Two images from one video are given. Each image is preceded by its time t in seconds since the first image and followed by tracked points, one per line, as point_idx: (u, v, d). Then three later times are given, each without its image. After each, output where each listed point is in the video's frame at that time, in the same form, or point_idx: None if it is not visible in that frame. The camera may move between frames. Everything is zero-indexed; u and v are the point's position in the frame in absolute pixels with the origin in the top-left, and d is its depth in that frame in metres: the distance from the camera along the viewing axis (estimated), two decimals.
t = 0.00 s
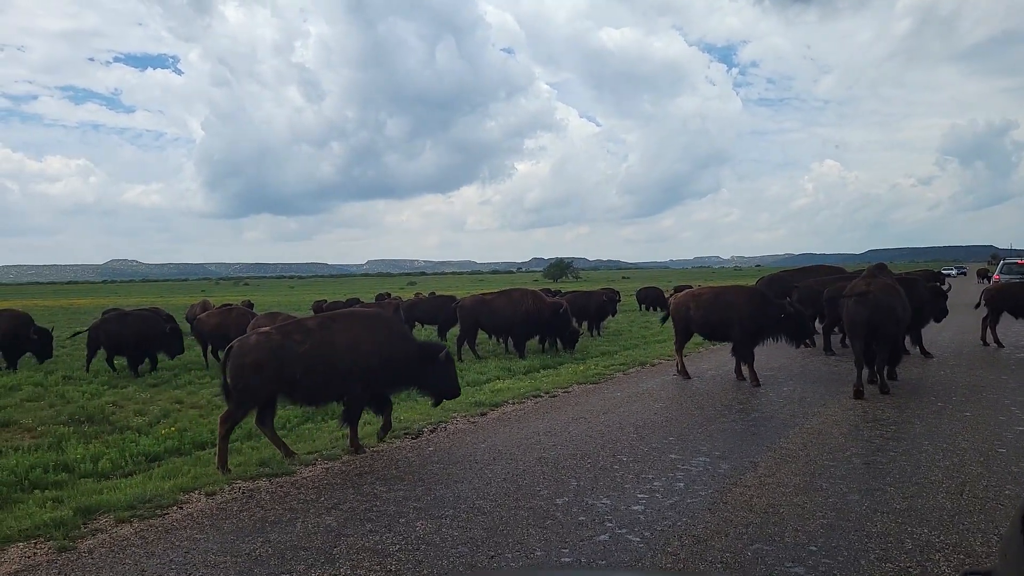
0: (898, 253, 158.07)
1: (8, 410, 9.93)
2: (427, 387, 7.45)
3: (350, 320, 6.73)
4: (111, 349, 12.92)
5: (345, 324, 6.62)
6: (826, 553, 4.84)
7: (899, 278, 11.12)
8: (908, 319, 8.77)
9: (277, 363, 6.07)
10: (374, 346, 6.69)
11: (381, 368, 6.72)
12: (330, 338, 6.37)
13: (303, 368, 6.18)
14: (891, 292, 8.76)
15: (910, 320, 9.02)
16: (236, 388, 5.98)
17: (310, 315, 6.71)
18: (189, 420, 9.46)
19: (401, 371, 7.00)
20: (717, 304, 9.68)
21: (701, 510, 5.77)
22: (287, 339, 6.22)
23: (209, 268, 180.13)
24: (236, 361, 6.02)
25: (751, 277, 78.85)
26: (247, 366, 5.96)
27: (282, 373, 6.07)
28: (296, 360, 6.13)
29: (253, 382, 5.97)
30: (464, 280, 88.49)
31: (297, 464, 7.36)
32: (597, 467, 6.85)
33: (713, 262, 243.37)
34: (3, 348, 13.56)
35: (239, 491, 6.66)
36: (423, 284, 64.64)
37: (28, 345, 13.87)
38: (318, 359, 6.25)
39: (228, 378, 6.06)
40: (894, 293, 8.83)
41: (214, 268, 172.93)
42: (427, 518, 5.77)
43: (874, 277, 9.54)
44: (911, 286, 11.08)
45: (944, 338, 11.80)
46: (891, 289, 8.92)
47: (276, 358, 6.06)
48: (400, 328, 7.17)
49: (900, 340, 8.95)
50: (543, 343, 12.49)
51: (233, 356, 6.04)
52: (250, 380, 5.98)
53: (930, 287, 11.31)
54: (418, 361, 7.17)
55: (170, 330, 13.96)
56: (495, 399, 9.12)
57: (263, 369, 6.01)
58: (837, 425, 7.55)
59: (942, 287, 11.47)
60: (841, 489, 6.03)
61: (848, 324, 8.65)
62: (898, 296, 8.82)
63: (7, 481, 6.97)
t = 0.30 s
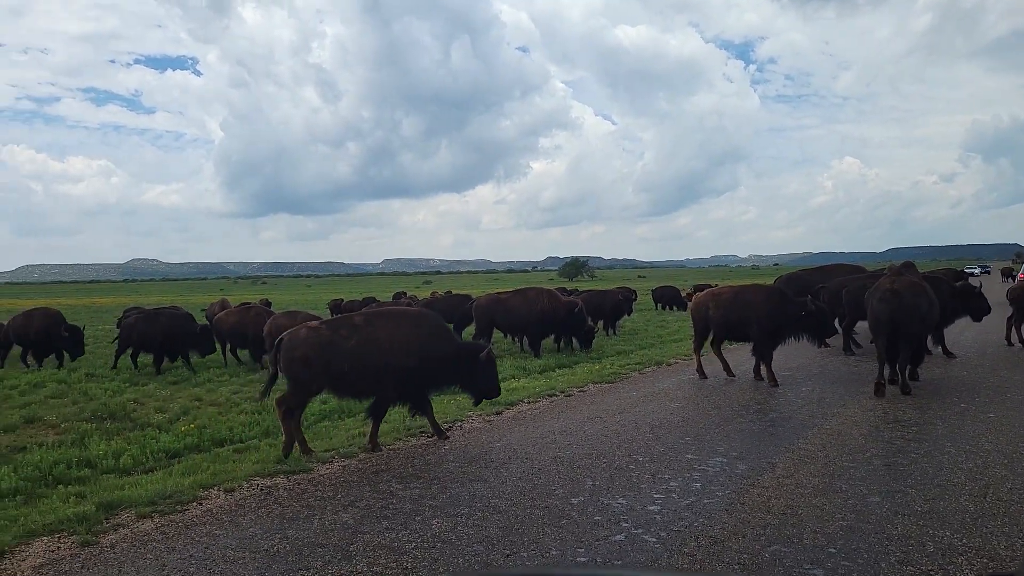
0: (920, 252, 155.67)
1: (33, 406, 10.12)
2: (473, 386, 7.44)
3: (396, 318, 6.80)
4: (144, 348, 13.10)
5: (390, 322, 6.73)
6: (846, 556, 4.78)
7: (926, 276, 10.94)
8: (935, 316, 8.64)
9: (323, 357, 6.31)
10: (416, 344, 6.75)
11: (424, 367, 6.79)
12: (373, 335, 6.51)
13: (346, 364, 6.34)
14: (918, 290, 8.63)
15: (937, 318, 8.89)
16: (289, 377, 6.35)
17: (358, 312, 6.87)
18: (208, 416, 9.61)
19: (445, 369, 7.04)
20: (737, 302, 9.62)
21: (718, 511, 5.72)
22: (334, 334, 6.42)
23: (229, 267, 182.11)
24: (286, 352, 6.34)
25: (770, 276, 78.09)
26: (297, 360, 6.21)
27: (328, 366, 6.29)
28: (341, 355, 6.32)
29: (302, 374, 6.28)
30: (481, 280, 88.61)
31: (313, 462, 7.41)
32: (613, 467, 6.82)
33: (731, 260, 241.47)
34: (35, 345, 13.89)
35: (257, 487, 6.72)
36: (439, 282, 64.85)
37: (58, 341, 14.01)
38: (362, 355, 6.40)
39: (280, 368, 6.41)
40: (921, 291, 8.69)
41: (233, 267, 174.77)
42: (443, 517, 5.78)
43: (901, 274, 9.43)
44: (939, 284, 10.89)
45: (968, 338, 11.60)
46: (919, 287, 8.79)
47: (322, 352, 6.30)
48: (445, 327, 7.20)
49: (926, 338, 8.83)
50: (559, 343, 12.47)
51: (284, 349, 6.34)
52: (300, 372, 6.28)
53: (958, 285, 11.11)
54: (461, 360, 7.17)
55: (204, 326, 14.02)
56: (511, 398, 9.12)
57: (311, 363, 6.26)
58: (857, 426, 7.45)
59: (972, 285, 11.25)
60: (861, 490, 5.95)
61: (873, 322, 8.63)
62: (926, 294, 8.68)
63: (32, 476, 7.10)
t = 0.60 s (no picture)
0: (933, 250, 154.39)
1: (49, 406, 10.23)
2: (510, 379, 7.47)
3: (434, 312, 6.89)
4: (170, 344, 13.02)
5: (428, 316, 6.81)
6: (861, 556, 4.76)
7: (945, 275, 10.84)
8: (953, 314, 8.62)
9: (366, 352, 6.39)
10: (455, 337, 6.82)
11: (463, 359, 6.86)
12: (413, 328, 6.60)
13: (390, 358, 6.42)
14: (937, 289, 8.58)
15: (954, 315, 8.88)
16: (335, 373, 6.48)
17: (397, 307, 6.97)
18: (222, 414, 9.69)
19: (483, 361, 7.09)
20: (754, 301, 9.59)
21: (733, 511, 5.72)
22: (376, 329, 6.52)
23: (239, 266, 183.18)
24: (330, 348, 6.44)
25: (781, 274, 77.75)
26: (343, 355, 6.35)
27: (373, 361, 6.38)
28: (385, 348, 6.41)
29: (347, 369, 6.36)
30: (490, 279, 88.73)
31: (327, 461, 7.45)
32: (627, 467, 6.82)
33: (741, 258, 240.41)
34: (62, 344, 13.98)
35: (272, 486, 6.77)
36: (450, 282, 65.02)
37: (87, 341, 14.10)
38: (404, 348, 6.49)
39: (324, 365, 6.53)
40: (939, 289, 8.64)
41: (243, 266, 175.66)
42: (458, 516, 5.80)
43: (917, 272, 9.42)
44: (958, 283, 10.79)
45: (985, 337, 11.50)
46: (937, 285, 8.73)
47: (366, 346, 6.39)
48: (481, 321, 7.25)
49: (943, 336, 8.85)
50: (572, 342, 12.47)
51: (329, 346, 6.44)
52: (346, 367, 6.38)
53: (978, 284, 10.99)
54: (499, 352, 7.21)
55: (226, 325, 13.98)
56: (524, 397, 9.14)
57: (357, 357, 6.37)
58: (870, 426, 7.42)
59: (992, 283, 11.12)
60: (876, 491, 5.93)
61: (891, 322, 8.67)
62: (944, 292, 8.65)
63: (49, 475, 7.18)
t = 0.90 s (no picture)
0: (971, 250, 150.50)
1: (89, 401, 10.52)
2: (568, 377, 7.51)
3: (494, 310, 6.97)
4: (218, 343, 13.32)
5: (488, 313, 6.90)
6: (898, 561, 4.67)
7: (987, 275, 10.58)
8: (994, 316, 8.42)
9: (428, 348, 6.48)
10: (514, 335, 6.88)
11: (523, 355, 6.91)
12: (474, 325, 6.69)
13: (451, 354, 6.53)
14: (979, 290, 8.37)
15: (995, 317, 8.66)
16: (396, 368, 6.61)
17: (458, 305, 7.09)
18: (257, 411, 9.88)
19: (542, 359, 7.13)
20: (795, 302, 9.49)
21: (766, 513, 5.65)
22: (438, 325, 6.63)
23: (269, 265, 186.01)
24: (393, 344, 6.56)
25: (813, 274, 76.46)
26: (404, 350, 6.47)
27: (435, 357, 6.49)
28: (446, 344, 6.52)
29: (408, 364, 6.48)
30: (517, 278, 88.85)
31: (360, 458, 7.53)
32: (659, 467, 6.77)
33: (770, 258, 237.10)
34: (117, 343, 14.17)
35: (306, 482, 6.87)
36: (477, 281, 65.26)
37: (137, 337, 14.48)
38: (465, 345, 6.59)
39: (387, 360, 6.67)
40: (981, 290, 8.43)
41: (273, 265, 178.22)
42: (489, 514, 5.82)
43: (957, 272, 9.22)
44: (1001, 282, 10.52)
45: None
46: (978, 286, 8.52)
47: (428, 342, 6.49)
48: (541, 318, 7.30)
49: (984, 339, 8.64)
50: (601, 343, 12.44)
51: (392, 342, 6.57)
52: (407, 362, 6.49)
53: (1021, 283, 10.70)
54: (558, 350, 7.25)
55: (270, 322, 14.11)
56: (556, 397, 9.15)
57: (418, 352, 6.47)
58: (909, 429, 7.27)
59: None
60: (915, 495, 5.80)
61: (933, 322, 8.47)
62: (985, 293, 8.44)
63: (89, 468, 7.38)
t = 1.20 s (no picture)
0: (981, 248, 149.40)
1: (98, 397, 10.58)
2: (596, 373, 7.47)
3: (522, 305, 6.97)
4: (229, 340, 13.35)
5: (516, 308, 6.91)
6: (903, 561, 4.64)
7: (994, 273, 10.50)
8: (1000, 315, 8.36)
9: (456, 342, 6.51)
10: (542, 330, 6.88)
11: (550, 350, 6.89)
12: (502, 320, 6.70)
13: (480, 348, 6.54)
14: (985, 288, 8.32)
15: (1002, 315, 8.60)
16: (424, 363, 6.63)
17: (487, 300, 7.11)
18: (263, 407, 9.93)
19: (570, 354, 7.10)
20: (807, 301, 9.43)
21: (771, 512, 5.62)
22: (466, 320, 6.65)
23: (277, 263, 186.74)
24: (422, 338, 6.61)
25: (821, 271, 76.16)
26: (433, 344, 6.51)
27: (463, 351, 6.51)
28: (475, 338, 6.53)
29: (437, 358, 6.51)
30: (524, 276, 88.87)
31: (365, 455, 7.54)
32: (663, 466, 6.76)
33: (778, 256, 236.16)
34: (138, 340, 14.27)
35: (311, 479, 6.89)
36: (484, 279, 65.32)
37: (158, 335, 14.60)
38: (494, 339, 6.59)
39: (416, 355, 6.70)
40: (987, 288, 8.38)
41: (280, 263, 178.85)
42: (493, 512, 5.82)
43: (965, 271, 9.15)
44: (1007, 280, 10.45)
45: None
46: (984, 284, 8.47)
47: (457, 337, 6.52)
48: (568, 314, 7.27)
49: (991, 338, 8.58)
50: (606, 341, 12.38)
51: (421, 336, 6.62)
52: (435, 357, 6.52)
53: None
54: (587, 345, 7.21)
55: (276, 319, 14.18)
56: (560, 395, 9.16)
57: (446, 347, 6.51)
58: (915, 428, 7.24)
59: None
60: (921, 495, 5.77)
61: (939, 320, 8.40)
62: (991, 292, 8.38)
63: (97, 464, 7.43)
